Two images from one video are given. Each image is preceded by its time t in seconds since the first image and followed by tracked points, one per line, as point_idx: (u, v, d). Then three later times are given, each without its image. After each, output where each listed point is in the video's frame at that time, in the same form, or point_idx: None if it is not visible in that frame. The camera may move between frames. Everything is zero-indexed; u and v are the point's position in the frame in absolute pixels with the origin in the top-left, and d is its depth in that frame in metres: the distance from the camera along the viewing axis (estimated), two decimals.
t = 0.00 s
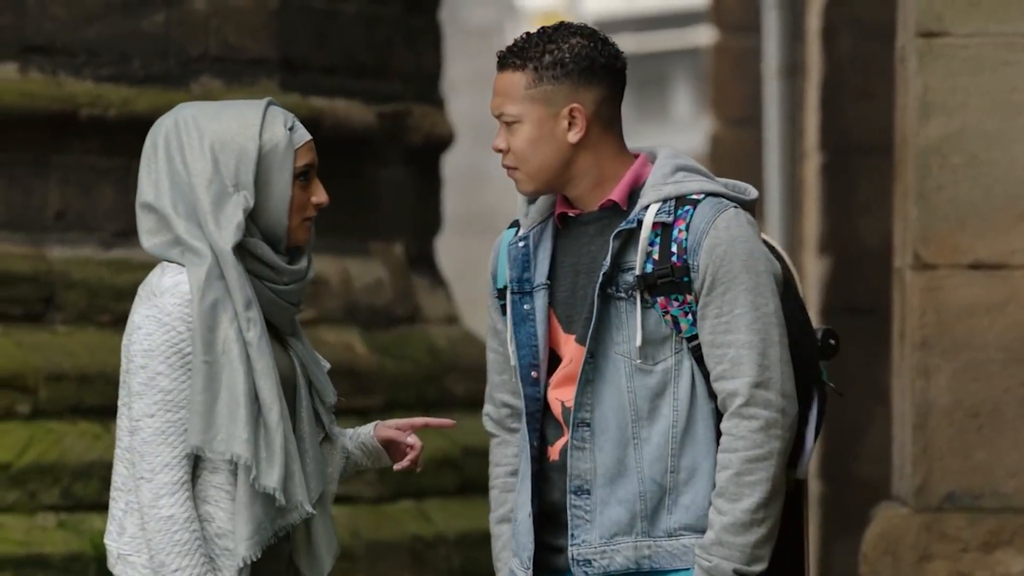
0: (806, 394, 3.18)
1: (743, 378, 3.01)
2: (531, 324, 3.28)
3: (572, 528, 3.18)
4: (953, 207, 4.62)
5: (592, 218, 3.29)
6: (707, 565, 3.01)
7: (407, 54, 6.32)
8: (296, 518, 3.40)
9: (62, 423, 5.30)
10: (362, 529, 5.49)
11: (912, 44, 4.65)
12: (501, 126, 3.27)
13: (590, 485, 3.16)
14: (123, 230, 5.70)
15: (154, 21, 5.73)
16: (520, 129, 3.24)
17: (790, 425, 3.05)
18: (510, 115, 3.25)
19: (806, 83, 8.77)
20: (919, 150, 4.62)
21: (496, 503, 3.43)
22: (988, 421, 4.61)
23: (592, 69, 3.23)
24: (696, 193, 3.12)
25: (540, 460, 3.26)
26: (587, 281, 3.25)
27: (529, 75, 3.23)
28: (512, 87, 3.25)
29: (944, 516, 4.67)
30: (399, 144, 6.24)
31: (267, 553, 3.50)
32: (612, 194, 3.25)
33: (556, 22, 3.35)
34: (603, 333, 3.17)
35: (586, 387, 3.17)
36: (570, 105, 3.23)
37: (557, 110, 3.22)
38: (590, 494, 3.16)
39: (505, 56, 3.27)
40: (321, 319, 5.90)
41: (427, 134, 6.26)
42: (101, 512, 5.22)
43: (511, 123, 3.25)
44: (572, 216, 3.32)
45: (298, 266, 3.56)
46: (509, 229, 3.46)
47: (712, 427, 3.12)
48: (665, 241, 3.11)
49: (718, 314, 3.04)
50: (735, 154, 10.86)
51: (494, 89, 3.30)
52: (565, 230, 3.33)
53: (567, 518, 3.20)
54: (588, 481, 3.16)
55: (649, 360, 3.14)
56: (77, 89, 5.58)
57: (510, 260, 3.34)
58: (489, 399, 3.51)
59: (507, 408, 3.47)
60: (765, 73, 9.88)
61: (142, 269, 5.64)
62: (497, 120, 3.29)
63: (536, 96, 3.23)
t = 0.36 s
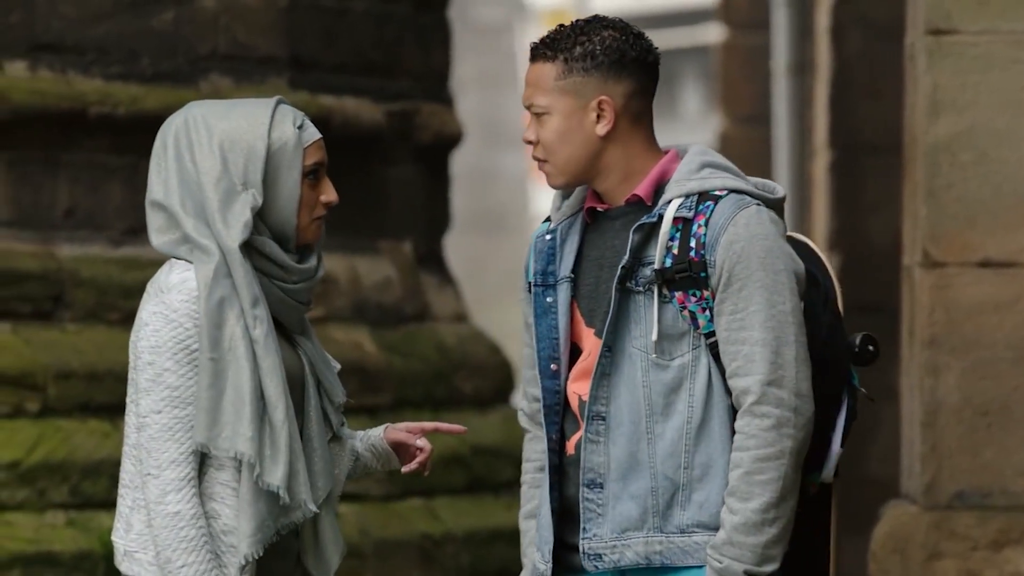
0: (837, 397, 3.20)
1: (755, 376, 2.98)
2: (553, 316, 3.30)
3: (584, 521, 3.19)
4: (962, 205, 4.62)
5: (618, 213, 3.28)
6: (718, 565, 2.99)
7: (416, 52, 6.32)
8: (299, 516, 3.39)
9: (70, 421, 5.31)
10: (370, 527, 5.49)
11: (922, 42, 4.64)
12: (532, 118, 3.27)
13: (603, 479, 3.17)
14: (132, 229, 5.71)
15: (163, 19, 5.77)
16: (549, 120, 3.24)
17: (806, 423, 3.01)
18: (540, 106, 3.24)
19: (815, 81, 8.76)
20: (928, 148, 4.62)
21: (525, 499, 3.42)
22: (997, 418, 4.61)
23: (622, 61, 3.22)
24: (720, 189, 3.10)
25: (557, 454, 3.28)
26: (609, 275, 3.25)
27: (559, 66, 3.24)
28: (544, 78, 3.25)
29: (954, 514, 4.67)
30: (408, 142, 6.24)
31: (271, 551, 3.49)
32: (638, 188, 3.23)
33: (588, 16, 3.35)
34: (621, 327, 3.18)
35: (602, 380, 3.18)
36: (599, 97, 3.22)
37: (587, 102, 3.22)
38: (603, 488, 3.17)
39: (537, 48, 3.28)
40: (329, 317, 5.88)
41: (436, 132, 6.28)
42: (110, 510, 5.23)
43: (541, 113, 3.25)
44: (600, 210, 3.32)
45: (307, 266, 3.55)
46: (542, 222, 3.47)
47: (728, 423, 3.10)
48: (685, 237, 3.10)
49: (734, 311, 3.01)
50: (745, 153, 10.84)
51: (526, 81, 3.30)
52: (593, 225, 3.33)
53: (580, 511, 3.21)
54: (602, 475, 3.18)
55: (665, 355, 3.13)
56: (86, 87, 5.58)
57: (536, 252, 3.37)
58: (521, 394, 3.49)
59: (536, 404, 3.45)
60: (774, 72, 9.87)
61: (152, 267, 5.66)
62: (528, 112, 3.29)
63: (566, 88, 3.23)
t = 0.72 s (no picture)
0: (845, 399, 3.18)
1: (762, 380, 2.98)
2: (562, 314, 3.32)
3: (587, 521, 3.20)
4: (964, 205, 4.61)
5: (629, 213, 3.28)
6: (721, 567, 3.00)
7: (419, 53, 6.32)
8: (303, 516, 3.38)
9: (73, 421, 5.31)
10: (373, 528, 5.47)
11: (924, 42, 4.64)
12: (545, 118, 3.27)
13: (608, 480, 3.17)
14: (134, 229, 5.71)
15: (166, 19, 5.75)
16: (562, 122, 3.24)
17: (812, 428, 3.00)
18: (553, 107, 3.24)
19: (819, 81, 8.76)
20: (930, 149, 4.62)
21: (533, 495, 3.45)
22: (1000, 419, 4.60)
23: (634, 63, 3.21)
24: (731, 192, 3.09)
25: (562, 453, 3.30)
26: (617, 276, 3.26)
27: (572, 67, 3.23)
28: (557, 79, 3.24)
29: (957, 514, 4.67)
30: (411, 143, 6.24)
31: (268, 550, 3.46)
32: (650, 189, 3.23)
33: (603, 15, 3.34)
34: (629, 328, 3.18)
35: (610, 380, 3.18)
36: (611, 99, 3.22)
37: (599, 104, 3.21)
38: (607, 488, 3.17)
39: (551, 48, 3.27)
40: (332, 317, 5.88)
41: (439, 133, 6.29)
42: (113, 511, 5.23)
43: (554, 114, 3.25)
44: (612, 210, 3.32)
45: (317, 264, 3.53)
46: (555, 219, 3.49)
47: (734, 427, 3.09)
48: (694, 238, 3.10)
49: (742, 314, 3.00)
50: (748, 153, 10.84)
51: (539, 81, 3.30)
52: (604, 223, 3.34)
53: (584, 510, 3.22)
54: (606, 475, 3.18)
55: (673, 357, 3.12)
56: (89, 88, 5.58)
57: (547, 249, 3.39)
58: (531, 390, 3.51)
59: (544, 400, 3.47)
60: (777, 72, 9.87)
61: (155, 267, 5.66)
62: (541, 112, 3.29)
63: (578, 89, 3.22)
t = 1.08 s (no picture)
0: (851, 399, 3.19)
1: (770, 382, 2.97)
2: (569, 315, 3.32)
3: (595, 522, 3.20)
4: (970, 205, 4.61)
5: (635, 214, 3.28)
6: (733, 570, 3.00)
7: (424, 53, 6.32)
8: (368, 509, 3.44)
9: (78, 421, 5.31)
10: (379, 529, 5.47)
11: (930, 42, 4.64)
12: (548, 122, 3.27)
13: (616, 482, 3.18)
14: (140, 230, 5.72)
15: (172, 19, 5.74)
16: (564, 126, 3.24)
17: (820, 428, 3.00)
18: (556, 111, 3.24)
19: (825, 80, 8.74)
20: (936, 149, 4.62)
21: (538, 495, 3.44)
22: (1006, 419, 4.61)
23: (636, 64, 3.21)
24: (736, 193, 3.09)
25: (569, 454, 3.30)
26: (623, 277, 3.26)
27: (573, 70, 3.23)
28: (559, 83, 3.24)
29: (963, 515, 4.67)
30: (416, 143, 6.24)
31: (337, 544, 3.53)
32: (655, 190, 3.23)
33: (605, 16, 3.33)
34: (636, 329, 3.18)
35: (617, 381, 3.18)
36: (614, 102, 3.21)
37: (602, 107, 3.21)
38: (614, 489, 3.17)
39: (552, 51, 3.27)
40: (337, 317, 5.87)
41: (444, 133, 6.28)
42: (119, 511, 5.21)
43: (556, 119, 3.25)
44: (617, 210, 3.32)
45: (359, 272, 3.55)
46: (560, 220, 3.49)
47: (742, 427, 3.09)
48: (700, 240, 3.10)
49: (750, 315, 3.00)
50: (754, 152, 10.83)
51: (541, 84, 3.30)
52: (609, 224, 3.34)
53: (591, 512, 3.22)
54: (614, 477, 3.18)
55: (680, 358, 3.12)
56: (95, 88, 5.58)
57: (553, 250, 3.39)
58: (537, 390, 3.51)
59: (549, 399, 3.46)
60: (782, 72, 9.86)
61: (160, 267, 5.67)
62: (544, 116, 3.28)
63: (580, 92, 3.22)
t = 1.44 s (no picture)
0: (858, 398, 3.19)
1: (776, 382, 2.97)
2: (575, 317, 3.32)
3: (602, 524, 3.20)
4: (975, 206, 4.61)
5: (640, 215, 3.28)
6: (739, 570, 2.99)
7: (430, 53, 6.32)
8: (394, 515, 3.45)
9: (83, 421, 5.31)
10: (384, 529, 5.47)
11: (936, 43, 4.63)
12: (550, 127, 3.27)
13: (622, 483, 3.17)
14: (145, 230, 5.72)
15: (177, 20, 5.75)
16: (566, 130, 3.24)
17: (827, 428, 3.00)
18: (557, 116, 3.24)
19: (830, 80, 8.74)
20: (941, 149, 4.61)
21: (546, 496, 3.44)
22: (1011, 420, 4.61)
23: (636, 66, 3.21)
24: (741, 193, 3.09)
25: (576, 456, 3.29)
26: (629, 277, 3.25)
27: (573, 74, 3.23)
28: (559, 87, 3.24)
29: (969, 515, 4.67)
30: (422, 144, 6.24)
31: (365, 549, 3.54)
32: (659, 191, 3.23)
33: (603, 18, 3.33)
34: (641, 330, 3.17)
35: (623, 381, 3.17)
36: (614, 105, 3.21)
37: (603, 111, 3.21)
38: (621, 490, 3.17)
39: (552, 56, 3.27)
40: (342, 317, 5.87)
41: (449, 134, 6.28)
42: (124, 511, 5.21)
43: (558, 123, 3.25)
44: (622, 211, 3.32)
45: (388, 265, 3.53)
46: (566, 220, 3.49)
47: (748, 427, 3.09)
48: (705, 240, 3.09)
49: (755, 316, 3.00)
50: (761, 152, 10.81)
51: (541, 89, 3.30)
52: (615, 224, 3.34)
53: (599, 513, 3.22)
54: (620, 478, 3.17)
55: (686, 358, 3.12)
56: (100, 89, 5.58)
57: (559, 251, 3.39)
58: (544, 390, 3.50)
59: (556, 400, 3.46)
60: (788, 73, 9.86)
61: (165, 267, 5.67)
62: (546, 121, 3.28)
63: (581, 96, 3.22)
